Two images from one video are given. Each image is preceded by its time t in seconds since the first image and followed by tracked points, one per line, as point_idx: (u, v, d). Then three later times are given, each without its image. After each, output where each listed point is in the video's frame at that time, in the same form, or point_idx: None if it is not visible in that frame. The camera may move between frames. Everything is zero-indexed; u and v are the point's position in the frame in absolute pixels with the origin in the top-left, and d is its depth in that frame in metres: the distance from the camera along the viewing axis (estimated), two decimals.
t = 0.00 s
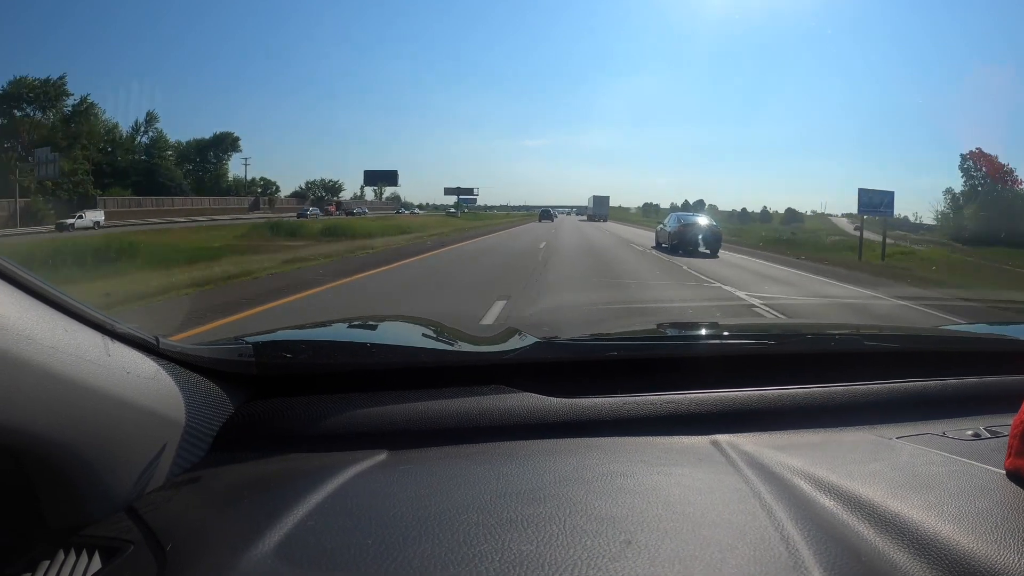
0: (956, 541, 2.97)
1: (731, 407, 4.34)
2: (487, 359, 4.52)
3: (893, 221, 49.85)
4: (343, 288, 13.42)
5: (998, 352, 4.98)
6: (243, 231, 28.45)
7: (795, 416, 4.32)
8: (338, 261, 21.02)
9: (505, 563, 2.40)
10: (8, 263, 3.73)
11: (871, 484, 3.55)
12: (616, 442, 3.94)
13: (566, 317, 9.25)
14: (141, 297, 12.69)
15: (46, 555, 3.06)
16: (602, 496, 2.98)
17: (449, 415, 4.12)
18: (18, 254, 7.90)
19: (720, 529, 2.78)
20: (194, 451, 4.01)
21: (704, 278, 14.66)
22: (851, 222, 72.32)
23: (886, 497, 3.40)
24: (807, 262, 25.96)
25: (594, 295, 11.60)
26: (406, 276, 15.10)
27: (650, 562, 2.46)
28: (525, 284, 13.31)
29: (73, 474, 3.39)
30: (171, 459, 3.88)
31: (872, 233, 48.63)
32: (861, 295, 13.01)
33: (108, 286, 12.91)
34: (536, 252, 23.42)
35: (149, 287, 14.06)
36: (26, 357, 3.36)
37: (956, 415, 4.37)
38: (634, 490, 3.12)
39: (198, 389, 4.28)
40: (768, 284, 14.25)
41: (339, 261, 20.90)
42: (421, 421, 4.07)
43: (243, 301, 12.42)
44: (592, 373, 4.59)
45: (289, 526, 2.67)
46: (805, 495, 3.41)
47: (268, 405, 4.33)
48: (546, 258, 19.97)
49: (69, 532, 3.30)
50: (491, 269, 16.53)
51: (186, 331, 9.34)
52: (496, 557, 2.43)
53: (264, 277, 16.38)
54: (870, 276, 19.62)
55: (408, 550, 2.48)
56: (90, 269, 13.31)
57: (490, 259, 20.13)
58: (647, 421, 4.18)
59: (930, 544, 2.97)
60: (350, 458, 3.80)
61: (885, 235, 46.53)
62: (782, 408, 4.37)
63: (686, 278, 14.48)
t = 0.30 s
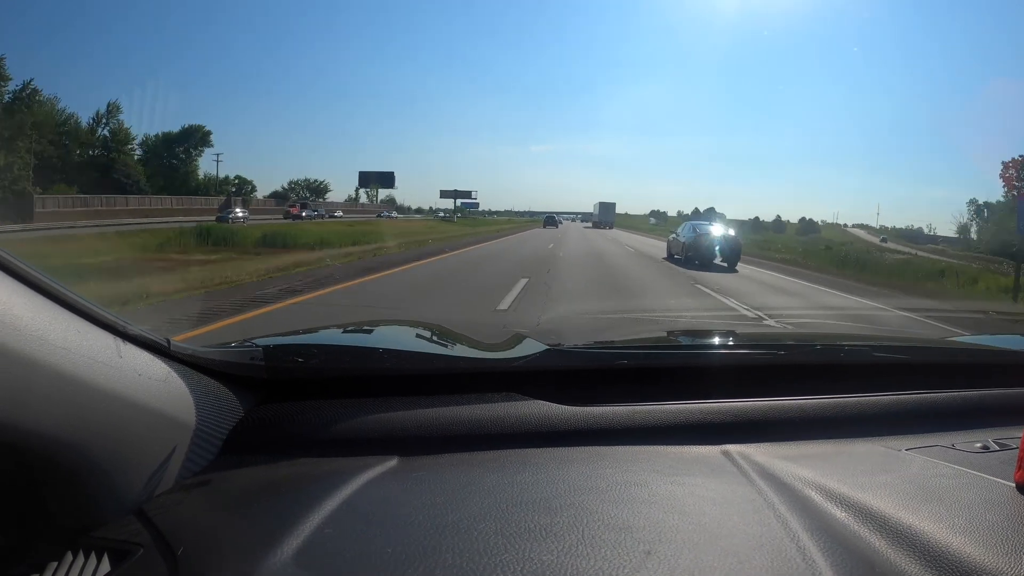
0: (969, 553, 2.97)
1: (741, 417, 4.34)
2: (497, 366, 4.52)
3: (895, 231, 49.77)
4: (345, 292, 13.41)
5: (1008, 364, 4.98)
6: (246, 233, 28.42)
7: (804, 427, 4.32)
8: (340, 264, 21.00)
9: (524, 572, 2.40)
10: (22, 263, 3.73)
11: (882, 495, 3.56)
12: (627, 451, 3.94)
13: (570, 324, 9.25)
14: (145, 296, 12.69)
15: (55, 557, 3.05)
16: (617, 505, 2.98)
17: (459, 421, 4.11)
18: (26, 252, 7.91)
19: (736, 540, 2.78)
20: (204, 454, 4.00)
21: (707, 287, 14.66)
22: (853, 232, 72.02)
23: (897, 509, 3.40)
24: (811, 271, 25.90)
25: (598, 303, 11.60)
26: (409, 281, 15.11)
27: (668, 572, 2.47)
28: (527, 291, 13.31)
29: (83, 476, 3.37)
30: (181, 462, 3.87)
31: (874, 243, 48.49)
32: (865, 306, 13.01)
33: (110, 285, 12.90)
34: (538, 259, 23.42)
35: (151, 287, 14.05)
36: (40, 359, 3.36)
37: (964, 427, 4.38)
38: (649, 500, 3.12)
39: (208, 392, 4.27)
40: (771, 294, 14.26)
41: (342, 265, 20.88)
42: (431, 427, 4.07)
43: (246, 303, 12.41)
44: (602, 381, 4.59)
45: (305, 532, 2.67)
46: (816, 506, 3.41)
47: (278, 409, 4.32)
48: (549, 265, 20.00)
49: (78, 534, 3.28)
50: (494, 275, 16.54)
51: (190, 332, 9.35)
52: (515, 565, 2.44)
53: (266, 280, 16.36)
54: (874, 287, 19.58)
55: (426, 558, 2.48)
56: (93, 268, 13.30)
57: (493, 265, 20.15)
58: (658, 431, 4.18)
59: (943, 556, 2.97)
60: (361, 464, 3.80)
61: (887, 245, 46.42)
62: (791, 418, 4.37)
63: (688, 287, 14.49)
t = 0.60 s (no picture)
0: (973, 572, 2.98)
1: (746, 431, 4.35)
2: (504, 376, 4.54)
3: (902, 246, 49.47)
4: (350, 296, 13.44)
5: (1014, 383, 4.98)
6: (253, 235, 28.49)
7: (809, 442, 4.34)
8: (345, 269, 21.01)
9: None
10: (38, 263, 3.77)
11: (887, 512, 3.57)
12: (633, 463, 3.95)
13: (575, 334, 9.27)
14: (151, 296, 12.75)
15: (61, 556, 3.07)
16: (624, 517, 3.00)
17: (467, 430, 4.13)
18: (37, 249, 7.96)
19: (742, 553, 2.80)
20: (212, 457, 4.02)
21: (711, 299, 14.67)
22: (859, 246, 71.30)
23: (901, 525, 3.42)
24: (817, 283, 25.84)
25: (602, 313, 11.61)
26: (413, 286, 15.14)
27: None
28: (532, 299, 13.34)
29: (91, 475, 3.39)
30: (189, 464, 3.89)
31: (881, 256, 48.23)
32: (870, 321, 13.00)
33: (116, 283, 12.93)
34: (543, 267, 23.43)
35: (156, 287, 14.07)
36: (53, 358, 3.40)
37: (968, 445, 4.39)
38: (656, 512, 3.14)
39: (217, 395, 4.30)
40: (775, 307, 14.26)
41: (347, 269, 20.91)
42: (439, 436, 4.09)
43: (251, 305, 12.44)
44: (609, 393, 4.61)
45: (316, 539, 2.69)
46: (821, 521, 3.42)
47: (286, 413, 4.35)
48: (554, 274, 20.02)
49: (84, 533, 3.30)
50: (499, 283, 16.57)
51: (195, 333, 9.41)
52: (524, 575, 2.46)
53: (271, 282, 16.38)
54: (880, 301, 19.53)
55: (436, 567, 2.51)
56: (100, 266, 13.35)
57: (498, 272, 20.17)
58: (664, 443, 4.20)
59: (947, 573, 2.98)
60: (369, 470, 3.82)
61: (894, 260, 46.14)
62: (796, 433, 4.39)
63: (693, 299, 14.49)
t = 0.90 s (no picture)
0: None
1: (753, 439, 4.34)
2: (512, 381, 4.53)
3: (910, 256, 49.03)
4: (354, 299, 13.41)
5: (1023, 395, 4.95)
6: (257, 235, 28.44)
7: (817, 451, 4.32)
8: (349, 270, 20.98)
9: None
10: (47, 259, 3.76)
11: (895, 522, 3.55)
12: (641, 470, 3.94)
13: (579, 340, 9.27)
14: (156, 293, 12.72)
15: (64, 553, 3.04)
16: (634, 524, 2.98)
17: (475, 434, 4.12)
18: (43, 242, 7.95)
19: (751, 562, 2.79)
20: (217, 457, 4.00)
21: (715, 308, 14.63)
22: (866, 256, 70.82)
23: (910, 536, 3.40)
24: (822, 292, 25.75)
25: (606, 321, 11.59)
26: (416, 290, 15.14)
27: None
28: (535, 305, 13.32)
29: (96, 474, 3.37)
30: (194, 464, 3.87)
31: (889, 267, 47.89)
32: (875, 331, 12.95)
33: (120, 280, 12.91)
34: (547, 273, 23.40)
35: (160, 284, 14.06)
36: (62, 355, 3.39)
37: (976, 456, 4.37)
38: (665, 519, 3.12)
39: (225, 394, 4.29)
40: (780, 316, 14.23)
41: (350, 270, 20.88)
42: (446, 439, 4.08)
43: (255, 304, 12.44)
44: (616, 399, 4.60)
45: (325, 541, 2.68)
46: (829, 530, 3.41)
47: (293, 414, 4.34)
48: (558, 279, 20.00)
49: (87, 531, 3.28)
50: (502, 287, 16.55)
51: (198, 331, 9.42)
52: None
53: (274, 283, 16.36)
54: (884, 310, 19.46)
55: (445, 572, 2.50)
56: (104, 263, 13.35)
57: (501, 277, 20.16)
58: (671, 451, 4.19)
59: None
60: (375, 473, 3.81)
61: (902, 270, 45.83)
62: (803, 441, 4.38)
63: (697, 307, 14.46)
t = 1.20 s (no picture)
0: None
1: (769, 448, 4.35)
2: (527, 387, 4.52)
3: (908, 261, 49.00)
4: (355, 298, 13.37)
5: None
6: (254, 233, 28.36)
7: (831, 460, 4.34)
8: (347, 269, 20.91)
9: None
10: (65, 262, 3.72)
11: (913, 532, 3.57)
12: (658, 478, 3.94)
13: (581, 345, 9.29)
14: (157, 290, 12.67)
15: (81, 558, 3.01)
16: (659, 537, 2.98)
17: (492, 441, 4.11)
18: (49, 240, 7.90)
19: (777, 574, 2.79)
20: (233, 461, 3.97)
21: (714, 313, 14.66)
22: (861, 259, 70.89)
23: (929, 547, 3.41)
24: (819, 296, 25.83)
25: (607, 326, 11.60)
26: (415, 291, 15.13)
27: None
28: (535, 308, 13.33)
29: (115, 480, 3.33)
30: (210, 468, 3.84)
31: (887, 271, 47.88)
32: (873, 338, 13.00)
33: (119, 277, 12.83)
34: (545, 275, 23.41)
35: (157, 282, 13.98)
36: (81, 359, 3.36)
37: (987, 466, 4.40)
38: (689, 530, 3.13)
39: (241, 399, 4.27)
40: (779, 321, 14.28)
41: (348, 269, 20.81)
42: (464, 446, 4.07)
43: (254, 303, 12.39)
44: (631, 406, 4.60)
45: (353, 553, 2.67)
46: (849, 541, 3.42)
47: (309, 419, 4.32)
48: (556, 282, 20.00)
49: (104, 537, 3.25)
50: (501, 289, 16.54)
51: (200, 330, 9.39)
52: None
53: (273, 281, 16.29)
54: (881, 316, 19.52)
55: None
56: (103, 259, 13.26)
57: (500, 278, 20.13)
58: (687, 459, 4.19)
59: None
60: (393, 479, 3.79)
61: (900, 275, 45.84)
62: (817, 450, 4.40)
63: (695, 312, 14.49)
